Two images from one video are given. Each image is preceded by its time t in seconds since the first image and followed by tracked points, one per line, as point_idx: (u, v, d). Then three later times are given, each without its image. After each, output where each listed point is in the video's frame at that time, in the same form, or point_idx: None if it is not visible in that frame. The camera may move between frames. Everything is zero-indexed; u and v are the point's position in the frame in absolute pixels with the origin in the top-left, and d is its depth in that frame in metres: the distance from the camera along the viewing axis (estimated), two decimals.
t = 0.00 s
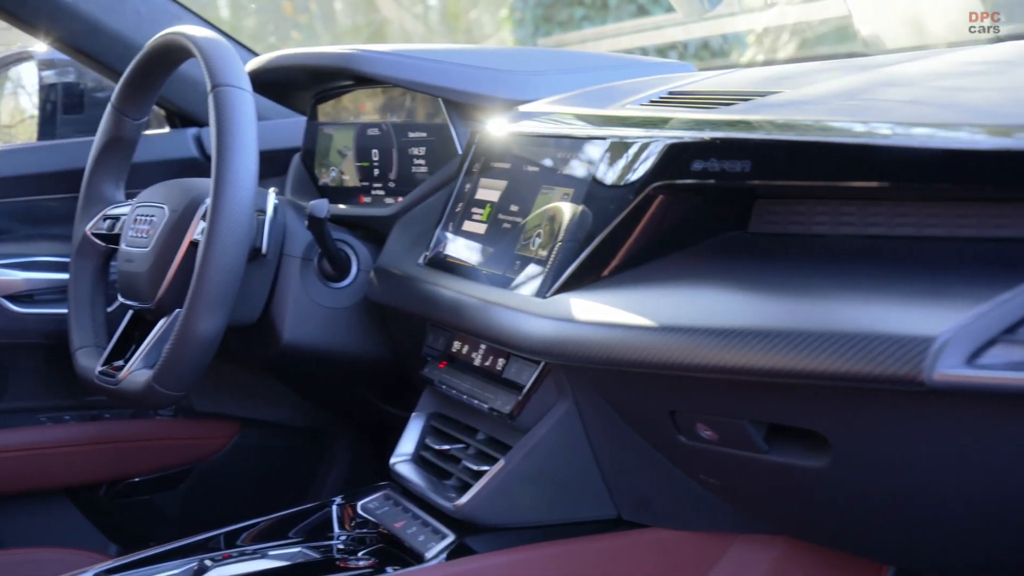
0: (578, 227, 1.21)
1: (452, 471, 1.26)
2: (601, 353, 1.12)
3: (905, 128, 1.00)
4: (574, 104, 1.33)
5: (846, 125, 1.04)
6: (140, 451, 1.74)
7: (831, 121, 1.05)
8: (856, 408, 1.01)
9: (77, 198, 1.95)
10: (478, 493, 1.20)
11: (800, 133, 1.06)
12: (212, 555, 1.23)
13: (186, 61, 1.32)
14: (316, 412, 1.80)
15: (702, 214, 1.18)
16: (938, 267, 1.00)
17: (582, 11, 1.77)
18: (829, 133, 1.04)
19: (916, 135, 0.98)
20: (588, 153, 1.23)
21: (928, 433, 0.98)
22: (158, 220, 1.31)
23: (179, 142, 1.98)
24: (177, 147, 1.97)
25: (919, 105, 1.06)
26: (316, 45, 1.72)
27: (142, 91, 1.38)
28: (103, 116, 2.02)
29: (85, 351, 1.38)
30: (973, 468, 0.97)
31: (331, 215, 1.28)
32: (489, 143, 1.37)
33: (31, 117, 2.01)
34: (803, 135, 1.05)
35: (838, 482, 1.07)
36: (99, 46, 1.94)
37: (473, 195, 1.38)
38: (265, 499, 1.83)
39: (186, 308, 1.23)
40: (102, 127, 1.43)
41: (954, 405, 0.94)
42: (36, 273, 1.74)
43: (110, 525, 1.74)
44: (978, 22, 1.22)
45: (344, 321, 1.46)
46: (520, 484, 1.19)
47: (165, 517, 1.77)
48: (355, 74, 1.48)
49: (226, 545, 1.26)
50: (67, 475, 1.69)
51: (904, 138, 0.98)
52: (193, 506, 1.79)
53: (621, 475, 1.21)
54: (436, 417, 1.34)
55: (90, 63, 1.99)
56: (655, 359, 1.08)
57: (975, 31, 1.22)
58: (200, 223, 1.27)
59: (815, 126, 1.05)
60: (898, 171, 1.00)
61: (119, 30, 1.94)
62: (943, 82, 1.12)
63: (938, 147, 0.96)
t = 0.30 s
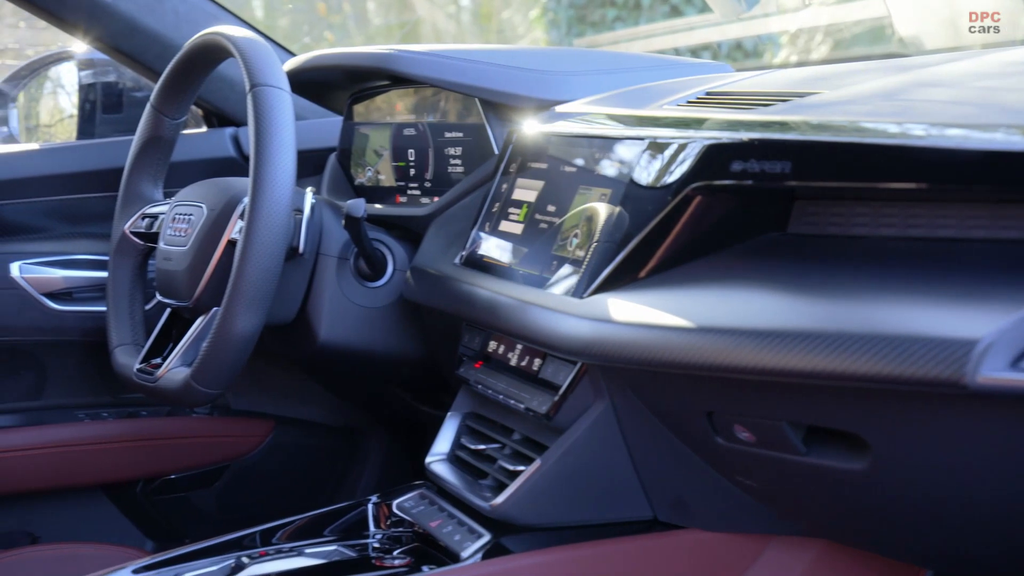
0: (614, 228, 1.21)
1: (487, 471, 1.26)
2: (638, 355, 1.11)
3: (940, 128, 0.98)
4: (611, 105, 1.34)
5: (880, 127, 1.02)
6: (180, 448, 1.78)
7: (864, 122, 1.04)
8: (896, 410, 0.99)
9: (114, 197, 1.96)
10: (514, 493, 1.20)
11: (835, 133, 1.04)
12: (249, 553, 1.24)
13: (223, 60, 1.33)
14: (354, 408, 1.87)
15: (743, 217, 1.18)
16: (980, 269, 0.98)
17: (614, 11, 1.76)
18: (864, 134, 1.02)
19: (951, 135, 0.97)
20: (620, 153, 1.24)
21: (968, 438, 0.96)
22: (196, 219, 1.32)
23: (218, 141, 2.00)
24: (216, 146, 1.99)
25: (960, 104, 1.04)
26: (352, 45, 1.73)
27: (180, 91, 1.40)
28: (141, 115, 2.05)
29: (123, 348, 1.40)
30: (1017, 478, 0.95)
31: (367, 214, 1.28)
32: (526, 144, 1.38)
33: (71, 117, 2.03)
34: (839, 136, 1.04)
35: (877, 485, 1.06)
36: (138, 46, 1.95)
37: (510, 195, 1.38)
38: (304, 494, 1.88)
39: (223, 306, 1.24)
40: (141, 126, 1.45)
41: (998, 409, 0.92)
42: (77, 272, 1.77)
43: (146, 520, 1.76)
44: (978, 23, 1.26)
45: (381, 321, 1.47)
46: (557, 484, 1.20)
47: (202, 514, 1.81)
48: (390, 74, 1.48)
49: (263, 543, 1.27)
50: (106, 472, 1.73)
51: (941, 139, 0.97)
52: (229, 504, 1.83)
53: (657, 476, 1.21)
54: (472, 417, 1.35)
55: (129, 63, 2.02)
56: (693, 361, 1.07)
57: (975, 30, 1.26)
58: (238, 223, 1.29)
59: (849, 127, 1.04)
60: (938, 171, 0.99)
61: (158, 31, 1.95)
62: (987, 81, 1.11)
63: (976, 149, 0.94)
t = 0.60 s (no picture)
0: (644, 230, 1.21)
1: (516, 471, 1.27)
2: (668, 355, 1.11)
3: (969, 130, 0.97)
4: (641, 105, 1.34)
5: (907, 128, 1.01)
6: (211, 447, 1.81)
7: (891, 123, 1.03)
8: (930, 413, 0.98)
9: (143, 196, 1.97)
10: (542, 495, 1.20)
11: (862, 134, 1.04)
12: (278, 551, 1.24)
13: (253, 60, 1.33)
14: (380, 407, 1.89)
15: (774, 217, 1.17)
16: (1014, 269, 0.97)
17: (641, 12, 1.76)
18: (892, 135, 1.01)
19: (979, 136, 0.96)
20: (643, 153, 1.25)
21: (1003, 442, 0.95)
22: (227, 218, 1.33)
23: (248, 141, 2.01)
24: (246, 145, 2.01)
25: (994, 104, 1.03)
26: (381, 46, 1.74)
27: (211, 91, 1.41)
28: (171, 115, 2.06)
29: (154, 347, 1.41)
30: None
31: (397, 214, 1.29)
32: (554, 144, 1.39)
33: (102, 117, 2.06)
34: (866, 137, 1.03)
35: (909, 487, 1.05)
36: (169, 46, 1.98)
37: (539, 195, 1.39)
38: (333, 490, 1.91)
39: (253, 305, 1.25)
40: (172, 126, 1.46)
41: None
42: (108, 270, 1.82)
43: (177, 517, 1.81)
44: (978, 22, 1.27)
45: (409, 320, 1.48)
46: (587, 484, 1.20)
47: (232, 513, 1.84)
48: (422, 73, 1.49)
49: (291, 541, 1.27)
50: (136, 471, 1.76)
51: (969, 139, 0.96)
52: (258, 501, 1.87)
53: (686, 476, 1.21)
54: (500, 417, 1.35)
55: (159, 63, 2.02)
56: (723, 362, 1.07)
57: (976, 30, 1.28)
58: (268, 223, 1.30)
59: (876, 129, 1.03)
60: (972, 172, 0.98)
61: (190, 30, 1.98)
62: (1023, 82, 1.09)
63: (1011, 150, 0.93)
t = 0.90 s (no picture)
0: (673, 231, 1.21)
1: (542, 471, 1.27)
2: (696, 356, 1.10)
3: (995, 130, 0.97)
4: (669, 105, 1.34)
5: (934, 128, 1.02)
6: (236, 445, 1.83)
7: (919, 123, 1.03)
8: (962, 415, 0.97)
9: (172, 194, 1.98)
10: (569, 495, 1.20)
11: (889, 134, 1.04)
12: (306, 549, 1.24)
13: (282, 59, 1.34)
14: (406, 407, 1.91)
15: (806, 215, 1.15)
16: None
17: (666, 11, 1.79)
18: (918, 136, 1.01)
19: (1006, 137, 0.96)
20: (667, 153, 1.26)
21: None
22: (255, 217, 1.34)
23: (276, 140, 2.03)
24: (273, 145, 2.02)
25: None
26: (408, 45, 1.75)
27: (239, 91, 1.42)
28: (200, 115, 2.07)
29: (181, 345, 1.43)
30: None
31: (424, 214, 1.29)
32: (582, 144, 1.39)
33: (131, 116, 2.07)
34: (893, 138, 1.03)
35: (940, 490, 1.04)
36: (198, 46, 1.99)
37: (567, 196, 1.39)
38: (357, 488, 1.93)
39: (281, 304, 1.25)
40: (201, 126, 1.47)
41: None
42: (137, 269, 1.85)
43: (202, 514, 1.81)
44: (977, 22, 1.27)
45: (435, 320, 1.48)
46: (615, 484, 1.20)
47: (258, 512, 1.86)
48: (450, 73, 1.50)
49: (317, 541, 1.27)
50: (161, 469, 1.77)
51: (994, 139, 0.97)
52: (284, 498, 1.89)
53: (714, 477, 1.21)
54: (527, 417, 1.35)
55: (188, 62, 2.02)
56: (751, 363, 1.06)
57: (973, 30, 1.27)
58: (296, 221, 1.30)
59: (902, 129, 1.04)
60: (1002, 172, 0.97)
61: (219, 30, 1.98)
62: None
63: None
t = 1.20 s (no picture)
0: (690, 231, 1.21)
1: (559, 471, 1.27)
2: (713, 356, 1.10)
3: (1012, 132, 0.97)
4: (686, 106, 1.34)
5: (951, 129, 1.02)
6: (251, 443, 1.84)
7: (935, 124, 1.04)
8: (982, 417, 0.97)
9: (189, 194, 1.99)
10: (585, 495, 1.20)
11: (906, 135, 1.04)
12: (321, 548, 1.24)
13: (299, 59, 1.34)
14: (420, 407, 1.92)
15: (822, 219, 1.15)
16: None
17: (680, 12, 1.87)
18: (934, 137, 1.02)
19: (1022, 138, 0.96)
20: (682, 153, 1.26)
21: None
22: (272, 217, 1.34)
23: (292, 140, 2.04)
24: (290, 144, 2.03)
25: None
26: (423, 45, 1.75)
27: (256, 91, 1.42)
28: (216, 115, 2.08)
29: (198, 344, 1.43)
30: None
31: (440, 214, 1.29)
32: (600, 144, 1.39)
33: (148, 116, 2.08)
34: (909, 138, 1.03)
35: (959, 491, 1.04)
36: (216, 46, 1.99)
37: (584, 196, 1.39)
38: (371, 487, 1.93)
39: (298, 303, 1.25)
40: (218, 126, 1.47)
41: None
42: (153, 268, 1.86)
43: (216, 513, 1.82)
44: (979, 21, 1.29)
45: (450, 319, 1.48)
46: (631, 484, 1.20)
47: (273, 510, 1.87)
48: (467, 73, 1.50)
49: (333, 540, 1.27)
50: (177, 467, 1.78)
51: (1010, 141, 0.97)
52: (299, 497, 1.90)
53: (731, 478, 1.21)
54: (543, 417, 1.35)
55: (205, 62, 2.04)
56: (770, 364, 1.06)
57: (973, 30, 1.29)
58: (313, 221, 1.30)
59: (919, 130, 1.04)
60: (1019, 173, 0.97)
61: (236, 30, 1.99)
62: None
63: None
